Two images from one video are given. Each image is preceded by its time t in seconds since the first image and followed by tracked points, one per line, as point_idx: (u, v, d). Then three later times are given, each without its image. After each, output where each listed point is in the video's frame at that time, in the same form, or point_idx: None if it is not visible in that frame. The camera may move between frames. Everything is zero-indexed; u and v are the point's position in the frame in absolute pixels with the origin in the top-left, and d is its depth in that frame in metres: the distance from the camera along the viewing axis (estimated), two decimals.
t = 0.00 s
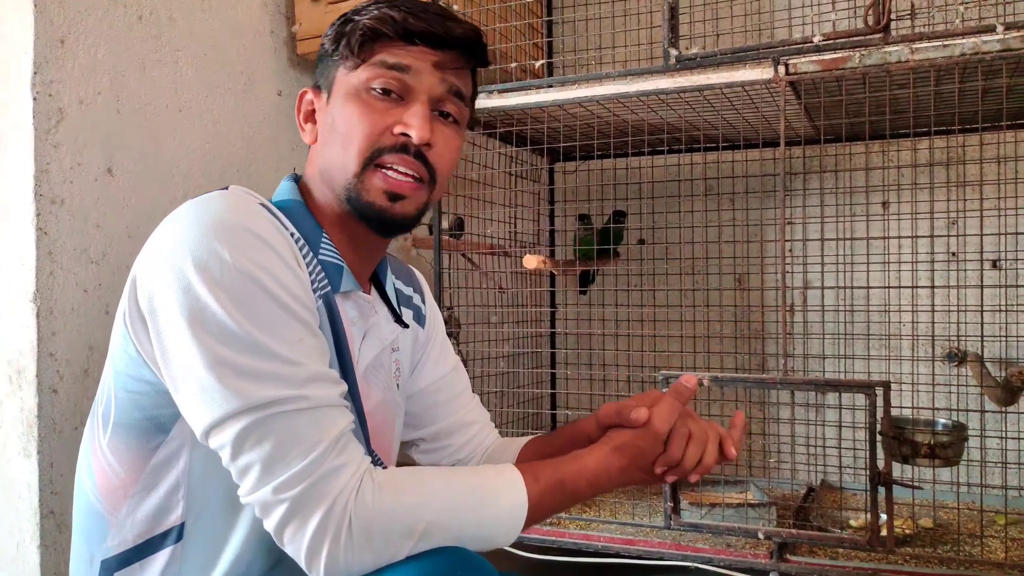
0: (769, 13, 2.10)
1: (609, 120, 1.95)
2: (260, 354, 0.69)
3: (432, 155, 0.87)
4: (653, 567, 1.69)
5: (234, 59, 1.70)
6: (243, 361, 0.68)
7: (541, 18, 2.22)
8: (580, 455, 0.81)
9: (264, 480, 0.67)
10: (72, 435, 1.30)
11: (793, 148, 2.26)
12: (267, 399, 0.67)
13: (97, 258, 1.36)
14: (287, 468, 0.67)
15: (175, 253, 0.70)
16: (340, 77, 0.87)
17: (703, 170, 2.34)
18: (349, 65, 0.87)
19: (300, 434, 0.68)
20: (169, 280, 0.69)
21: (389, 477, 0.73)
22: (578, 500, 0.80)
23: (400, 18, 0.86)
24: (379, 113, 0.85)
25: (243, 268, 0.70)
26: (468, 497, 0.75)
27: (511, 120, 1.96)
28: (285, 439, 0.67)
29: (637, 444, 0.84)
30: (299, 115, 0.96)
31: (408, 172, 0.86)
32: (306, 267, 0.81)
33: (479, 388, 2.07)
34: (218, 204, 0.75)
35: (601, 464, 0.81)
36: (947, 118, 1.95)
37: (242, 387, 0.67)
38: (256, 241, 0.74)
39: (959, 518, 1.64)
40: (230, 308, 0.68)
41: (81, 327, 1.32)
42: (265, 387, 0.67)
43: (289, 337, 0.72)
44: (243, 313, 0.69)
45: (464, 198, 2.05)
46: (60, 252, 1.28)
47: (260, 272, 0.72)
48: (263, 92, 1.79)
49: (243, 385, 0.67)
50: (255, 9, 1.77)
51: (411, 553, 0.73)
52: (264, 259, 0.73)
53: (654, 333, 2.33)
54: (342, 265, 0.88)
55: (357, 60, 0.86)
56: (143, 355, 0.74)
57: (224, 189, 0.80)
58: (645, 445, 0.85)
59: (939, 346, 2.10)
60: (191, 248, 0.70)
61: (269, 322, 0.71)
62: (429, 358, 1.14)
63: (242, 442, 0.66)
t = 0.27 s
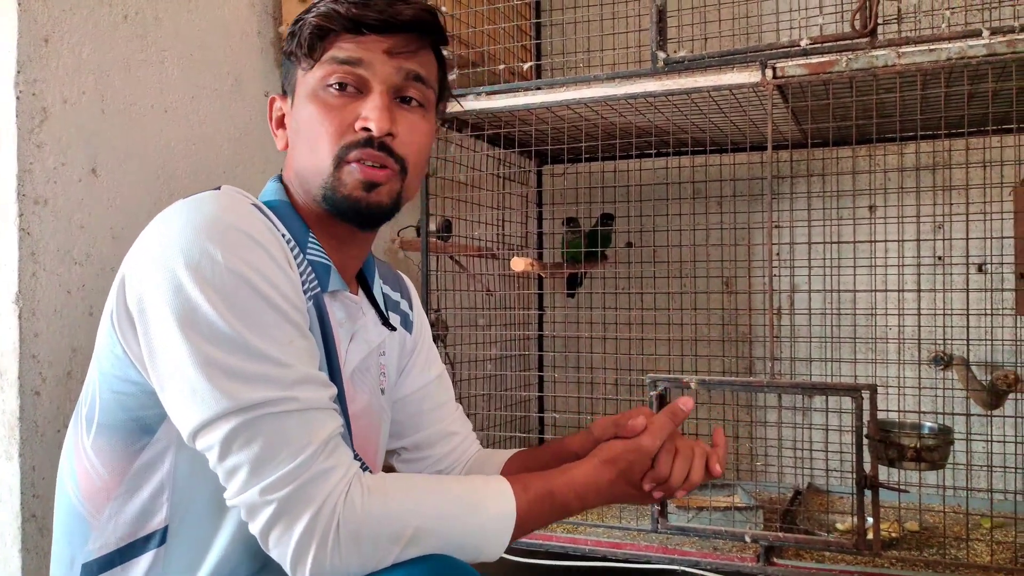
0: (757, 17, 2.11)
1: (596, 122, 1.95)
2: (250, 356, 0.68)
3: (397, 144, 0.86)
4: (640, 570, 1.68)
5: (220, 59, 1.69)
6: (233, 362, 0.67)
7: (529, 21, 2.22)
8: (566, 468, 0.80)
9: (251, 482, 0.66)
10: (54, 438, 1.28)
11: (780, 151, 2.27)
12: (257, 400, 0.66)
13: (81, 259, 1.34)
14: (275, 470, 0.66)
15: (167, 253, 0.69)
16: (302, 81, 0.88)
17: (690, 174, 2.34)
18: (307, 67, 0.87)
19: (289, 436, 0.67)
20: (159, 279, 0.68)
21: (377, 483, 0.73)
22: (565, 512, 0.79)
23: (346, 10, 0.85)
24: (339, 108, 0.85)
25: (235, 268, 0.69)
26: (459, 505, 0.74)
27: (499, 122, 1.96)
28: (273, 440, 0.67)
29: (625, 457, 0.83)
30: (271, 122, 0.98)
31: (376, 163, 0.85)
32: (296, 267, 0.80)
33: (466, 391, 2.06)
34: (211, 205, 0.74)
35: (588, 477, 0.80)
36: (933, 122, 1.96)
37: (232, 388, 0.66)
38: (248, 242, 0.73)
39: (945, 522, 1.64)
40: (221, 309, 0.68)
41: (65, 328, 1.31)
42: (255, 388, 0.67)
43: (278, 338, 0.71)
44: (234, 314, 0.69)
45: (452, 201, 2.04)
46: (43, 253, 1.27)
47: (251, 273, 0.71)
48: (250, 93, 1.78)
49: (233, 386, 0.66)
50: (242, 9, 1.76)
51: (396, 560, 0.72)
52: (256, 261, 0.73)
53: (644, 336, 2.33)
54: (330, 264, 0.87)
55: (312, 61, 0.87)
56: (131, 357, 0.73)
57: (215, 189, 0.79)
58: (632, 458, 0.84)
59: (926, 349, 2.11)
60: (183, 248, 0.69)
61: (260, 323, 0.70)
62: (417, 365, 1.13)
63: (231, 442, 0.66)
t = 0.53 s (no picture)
0: (748, 21, 2.12)
1: (589, 126, 1.95)
2: (252, 359, 0.67)
3: (396, 149, 0.86)
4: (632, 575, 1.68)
5: (211, 63, 1.69)
6: (235, 365, 0.66)
7: (521, 25, 2.22)
8: (558, 473, 0.80)
9: (252, 484, 0.65)
10: (43, 443, 1.27)
11: (771, 155, 2.28)
12: (259, 403, 0.66)
13: (70, 263, 1.34)
14: (275, 472, 0.66)
15: (169, 253, 0.68)
16: (297, 86, 0.87)
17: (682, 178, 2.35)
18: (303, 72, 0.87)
19: (290, 439, 0.67)
20: (160, 280, 0.67)
21: (374, 487, 0.72)
22: (557, 517, 0.79)
23: (343, 14, 0.85)
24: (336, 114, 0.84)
25: (237, 270, 0.69)
26: (456, 510, 0.74)
27: (491, 126, 1.96)
28: (274, 443, 0.66)
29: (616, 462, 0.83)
30: (264, 126, 0.97)
31: (374, 168, 0.85)
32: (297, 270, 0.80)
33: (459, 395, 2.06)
34: (213, 206, 0.73)
35: (579, 481, 0.80)
36: (923, 126, 1.97)
37: (234, 391, 0.65)
38: (251, 244, 0.72)
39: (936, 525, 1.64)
40: (224, 311, 0.67)
41: (54, 333, 1.30)
42: (257, 391, 0.66)
43: (281, 341, 0.71)
44: (237, 316, 0.68)
45: (445, 205, 2.04)
46: (32, 257, 1.26)
47: (254, 275, 0.70)
48: (242, 96, 1.78)
49: (235, 389, 0.65)
50: (233, 12, 1.76)
51: (391, 564, 0.71)
52: (258, 263, 0.72)
53: (636, 339, 2.34)
54: (326, 267, 0.86)
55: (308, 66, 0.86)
56: (129, 360, 0.72)
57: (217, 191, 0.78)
58: (624, 464, 0.84)
59: (917, 353, 2.12)
60: (186, 249, 0.68)
61: (262, 326, 0.70)
62: (408, 371, 1.13)
63: (231, 445, 0.65)
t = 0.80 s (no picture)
0: (742, 37, 2.13)
1: (584, 141, 1.96)
2: (240, 377, 0.67)
3: (416, 172, 0.88)
4: None
5: (208, 79, 1.69)
6: (223, 384, 0.66)
7: (517, 41, 2.24)
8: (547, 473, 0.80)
9: (240, 503, 0.65)
10: (38, 459, 1.27)
11: (766, 170, 2.29)
12: (247, 422, 0.65)
13: (66, 279, 1.34)
14: (264, 491, 0.65)
15: (156, 272, 0.68)
16: (312, 98, 0.84)
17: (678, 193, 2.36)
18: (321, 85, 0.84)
19: (279, 457, 0.67)
20: (149, 299, 0.67)
21: (363, 502, 0.72)
22: (549, 519, 0.79)
23: (367, 34, 0.82)
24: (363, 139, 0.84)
25: (226, 289, 0.69)
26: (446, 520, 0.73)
27: (486, 142, 1.96)
28: (264, 460, 0.66)
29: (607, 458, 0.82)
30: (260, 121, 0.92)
31: (397, 192, 0.86)
32: (288, 287, 0.80)
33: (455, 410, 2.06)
34: (202, 222, 0.73)
35: (568, 480, 0.79)
36: (917, 141, 1.98)
37: (222, 409, 0.65)
38: (240, 261, 0.72)
39: (934, 540, 1.64)
40: (211, 330, 0.67)
41: (49, 349, 1.29)
42: (245, 410, 0.66)
43: (270, 358, 0.71)
44: (224, 335, 0.68)
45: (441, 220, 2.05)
46: (28, 273, 1.26)
47: (243, 293, 0.70)
48: (238, 112, 1.78)
49: (222, 408, 0.65)
50: (230, 28, 1.77)
51: None
52: (248, 280, 0.72)
53: (632, 354, 2.34)
54: (318, 283, 0.86)
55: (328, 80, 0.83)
56: (117, 378, 0.72)
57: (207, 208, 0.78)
58: (613, 455, 0.83)
59: (913, 367, 2.12)
60: (174, 267, 0.68)
61: (250, 343, 0.69)
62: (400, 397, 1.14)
63: (221, 464, 0.65)
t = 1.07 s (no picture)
0: (743, 48, 2.15)
1: (585, 152, 1.96)
2: (232, 393, 0.67)
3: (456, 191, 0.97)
4: None
5: (210, 90, 1.70)
6: (215, 400, 0.66)
7: (518, 52, 2.25)
8: (553, 489, 0.79)
9: (232, 519, 0.65)
10: (40, 470, 1.27)
11: (768, 180, 2.30)
12: (239, 438, 0.66)
13: (68, 290, 1.34)
14: (256, 507, 0.66)
15: (150, 287, 0.68)
16: (388, 144, 0.84)
17: (679, 203, 2.36)
18: (376, 128, 0.83)
19: (271, 473, 0.67)
20: (142, 313, 0.67)
21: (361, 517, 0.72)
22: (553, 536, 0.78)
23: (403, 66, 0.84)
24: (417, 181, 0.86)
25: (220, 304, 0.69)
26: (443, 539, 0.73)
27: (488, 152, 1.97)
28: (255, 476, 0.66)
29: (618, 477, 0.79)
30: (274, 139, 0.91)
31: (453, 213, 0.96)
32: (282, 299, 0.79)
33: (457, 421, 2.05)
34: (197, 236, 0.73)
35: (574, 496, 0.78)
36: (918, 151, 1.98)
37: (213, 426, 0.65)
38: (235, 275, 0.72)
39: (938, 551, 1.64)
40: (205, 345, 0.67)
41: (51, 360, 1.29)
42: (237, 426, 0.66)
43: (263, 373, 0.71)
44: (217, 350, 0.68)
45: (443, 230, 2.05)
46: (30, 284, 1.27)
47: (237, 308, 0.70)
48: (240, 124, 1.79)
49: (214, 425, 0.65)
50: (233, 40, 1.78)
51: None
52: (243, 294, 0.72)
53: (634, 363, 2.34)
54: (317, 297, 0.86)
55: (382, 123, 0.83)
56: (113, 391, 0.72)
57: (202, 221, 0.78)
58: (623, 477, 0.79)
59: (915, 377, 2.12)
60: (168, 283, 0.68)
61: (244, 358, 0.69)
62: (393, 404, 1.16)
63: (211, 479, 0.65)
